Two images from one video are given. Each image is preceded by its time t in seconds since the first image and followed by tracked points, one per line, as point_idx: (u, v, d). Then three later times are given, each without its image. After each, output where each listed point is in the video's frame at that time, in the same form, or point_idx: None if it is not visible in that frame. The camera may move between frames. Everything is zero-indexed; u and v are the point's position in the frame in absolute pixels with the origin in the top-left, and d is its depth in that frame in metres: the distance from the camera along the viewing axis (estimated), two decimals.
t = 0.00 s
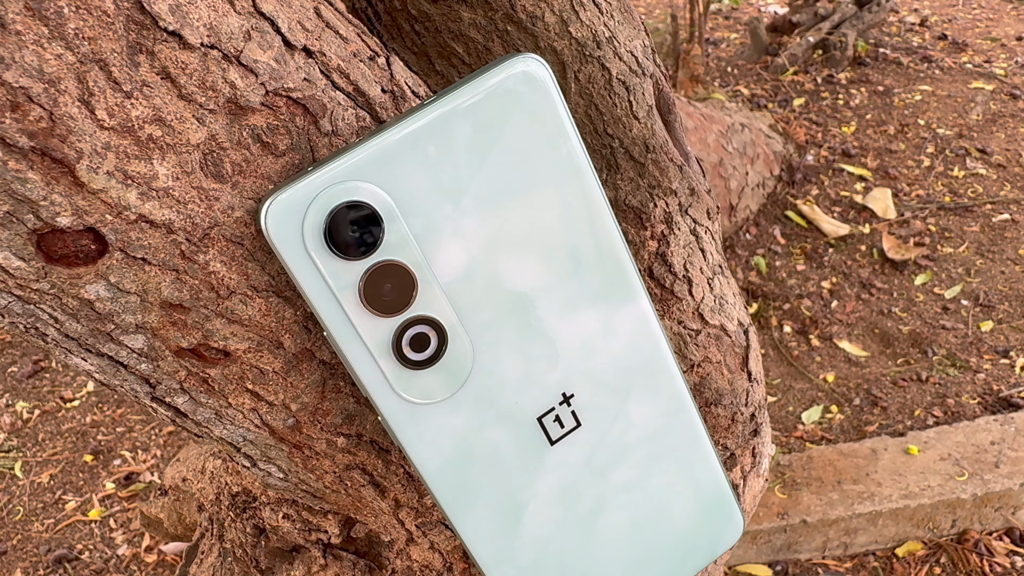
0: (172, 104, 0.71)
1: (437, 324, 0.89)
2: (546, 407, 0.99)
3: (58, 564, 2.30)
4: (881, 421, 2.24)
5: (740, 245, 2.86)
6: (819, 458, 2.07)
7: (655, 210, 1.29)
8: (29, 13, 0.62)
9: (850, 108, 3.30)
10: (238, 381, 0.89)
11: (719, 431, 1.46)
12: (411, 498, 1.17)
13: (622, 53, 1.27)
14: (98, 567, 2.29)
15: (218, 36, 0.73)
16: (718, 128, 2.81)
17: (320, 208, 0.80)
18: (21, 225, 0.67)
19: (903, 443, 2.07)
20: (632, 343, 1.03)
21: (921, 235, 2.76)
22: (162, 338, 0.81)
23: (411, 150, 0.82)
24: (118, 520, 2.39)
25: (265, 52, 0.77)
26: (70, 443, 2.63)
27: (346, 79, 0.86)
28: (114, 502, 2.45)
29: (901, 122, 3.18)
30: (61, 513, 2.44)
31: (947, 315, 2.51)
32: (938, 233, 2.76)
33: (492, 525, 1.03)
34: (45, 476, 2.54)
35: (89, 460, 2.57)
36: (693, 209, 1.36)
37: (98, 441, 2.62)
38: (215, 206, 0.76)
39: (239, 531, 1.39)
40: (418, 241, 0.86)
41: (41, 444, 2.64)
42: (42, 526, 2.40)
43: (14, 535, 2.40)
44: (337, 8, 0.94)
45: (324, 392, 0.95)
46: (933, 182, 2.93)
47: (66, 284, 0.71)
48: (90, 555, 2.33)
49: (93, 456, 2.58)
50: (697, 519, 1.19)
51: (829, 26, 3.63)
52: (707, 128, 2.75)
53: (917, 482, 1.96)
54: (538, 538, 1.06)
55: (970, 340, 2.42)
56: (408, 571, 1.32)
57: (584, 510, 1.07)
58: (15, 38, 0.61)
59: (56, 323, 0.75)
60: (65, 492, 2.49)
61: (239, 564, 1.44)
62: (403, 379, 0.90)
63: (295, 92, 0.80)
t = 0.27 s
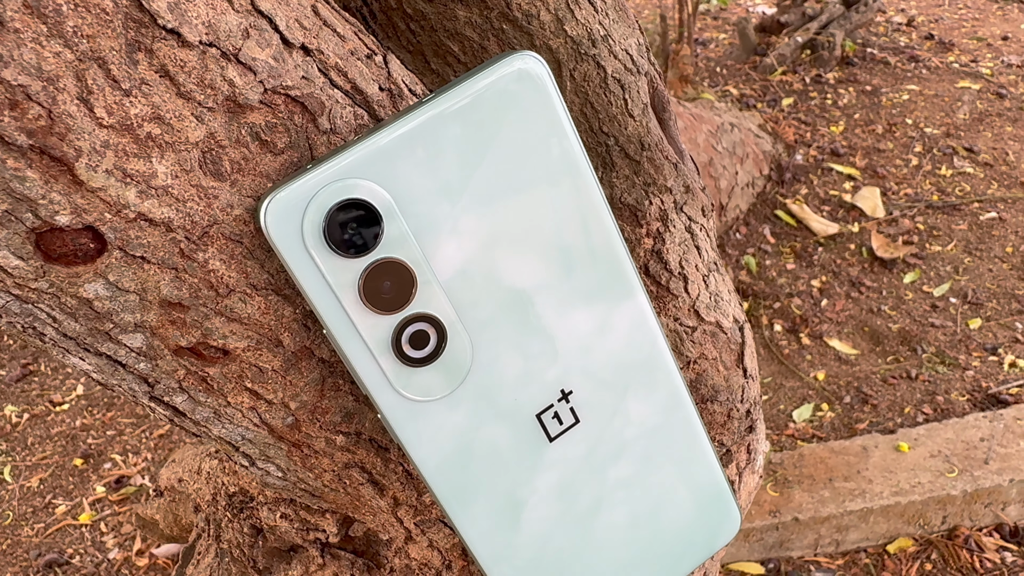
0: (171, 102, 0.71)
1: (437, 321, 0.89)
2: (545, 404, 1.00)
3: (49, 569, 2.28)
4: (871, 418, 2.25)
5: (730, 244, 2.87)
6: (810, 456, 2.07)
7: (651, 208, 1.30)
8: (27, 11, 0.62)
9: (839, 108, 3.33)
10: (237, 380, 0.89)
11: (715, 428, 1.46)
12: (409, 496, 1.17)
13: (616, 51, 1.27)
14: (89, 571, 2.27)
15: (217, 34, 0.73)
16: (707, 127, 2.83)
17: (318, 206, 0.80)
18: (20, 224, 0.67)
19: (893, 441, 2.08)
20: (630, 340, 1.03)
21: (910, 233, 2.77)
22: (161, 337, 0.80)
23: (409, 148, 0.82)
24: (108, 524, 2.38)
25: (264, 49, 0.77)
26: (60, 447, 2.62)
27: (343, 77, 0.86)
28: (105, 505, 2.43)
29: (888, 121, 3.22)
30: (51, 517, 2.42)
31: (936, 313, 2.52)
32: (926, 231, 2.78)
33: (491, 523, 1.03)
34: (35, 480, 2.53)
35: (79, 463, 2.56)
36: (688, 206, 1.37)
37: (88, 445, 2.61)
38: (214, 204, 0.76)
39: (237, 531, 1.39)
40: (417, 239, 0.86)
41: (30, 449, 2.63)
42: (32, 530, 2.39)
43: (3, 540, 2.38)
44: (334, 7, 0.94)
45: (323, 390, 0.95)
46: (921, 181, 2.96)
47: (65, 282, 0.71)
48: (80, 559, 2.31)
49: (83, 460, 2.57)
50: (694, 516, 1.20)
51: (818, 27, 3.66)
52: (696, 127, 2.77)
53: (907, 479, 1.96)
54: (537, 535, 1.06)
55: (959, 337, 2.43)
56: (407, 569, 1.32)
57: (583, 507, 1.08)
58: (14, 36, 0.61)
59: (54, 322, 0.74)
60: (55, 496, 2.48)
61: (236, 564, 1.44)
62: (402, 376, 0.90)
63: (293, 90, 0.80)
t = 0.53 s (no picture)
0: (173, 103, 0.71)
1: (438, 321, 0.89)
2: (546, 404, 1.00)
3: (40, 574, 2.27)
4: (862, 416, 2.26)
5: (721, 245, 2.87)
6: (801, 455, 2.07)
7: (648, 207, 1.30)
8: (28, 11, 0.61)
9: (827, 108, 3.36)
10: (238, 381, 0.89)
11: (713, 426, 1.47)
12: (410, 496, 1.17)
13: (613, 51, 1.28)
14: None
15: (218, 35, 0.73)
16: (698, 128, 2.84)
17: (321, 206, 0.80)
18: (21, 226, 0.66)
19: (884, 439, 2.08)
20: (630, 339, 1.04)
21: (899, 232, 2.79)
22: (162, 339, 0.80)
23: (410, 148, 0.82)
24: (99, 528, 2.37)
25: (265, 50, 0.77)
26: (49, 451, 2.61)
27: (344, 77, 0.86)
28: (96, 509, 2.42)
29: (877, 121, 3.24)
30: (42, 522, 2.41)
31: (925, 311, 2.53)
32: (915, 230, 2.79)
33: (493, 523, 1.03)
34: (25, 485, 2.51)
35: (70, 467, 2.55)
36: (686, 205, 1.37)
37: (78, 449, 2.60)
38: (215, 205, 0.76)
39: (235, 533, 1.38)
40: (419, 239, 0.86)
41: (20, 453, 2.62)
42: (23, 535, 2.38)
43: None
44: (333, 8, 0.93)
45: (324, 391, 0.95)
46: (910, 180, 2.98)
47: (66, 285, 0.71)
48: (72, 564, 2.30)
49: (73, 464, 2.56)
50: (694, 514, 1.20)
51: (806, 27, 3.69)
52: (687, 128, 2.78)
53: (899, 476, 1.97)
54: (539, 534, 1.06)
55: (948, 335, 2.45)
56: (407, 570, 1.32)
57: (584, 506, 1.08)
58: (15, 37, 0.61)
59: (54, 324, 0.74)
60: (46, 501, 2.47)
61: (234, 567, 1.43)
62: (404, 377, 0.90)
63: (294, 90, 0.80)
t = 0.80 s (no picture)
0: (174, 104, 0.71)
1: (441, 321, 0.89)
2: (547, 403, 0.99)
3: None
4: (853, 415, 2.27)
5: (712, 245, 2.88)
6: (794, 454, 2.08)
7: (646, 207, 1.29)
8: (30, 11, 0.61)
9: (816, 108, 3.39)
10: (240, 383, 0.88)
11: (712, 425, 1.47)
12: (411, 497, 1.16)
13: (611, 51, 1.28)
14: None
15: (219, 35, 0.73)
16: (688, 128, 2.85)
17: (323, 207, 0.80)
18: (21, 228, 0.66)
19: (875, 437, 2.09)
20: (632, 338, 1.04)
21: (888, 231, 2.81)
22: (164, 341, 0.80)
23: (413, 148, 0.82)
24: (91, 533, 2.36)
25: (266, 50, 0.77)
26: (39, 456, 2.59)
27: (345, 78, 0.86)
28: (86, 514, 2.41)
29: (866, 120, 3.27)
30: (32, 527, 2.39)
31: (915, 309, 2.55)
32: (904, 229, 2.81)
33: (497, 523, 1.02)
34: (14, 490, 2.50)
35: (60, 472, 2.54)
36: (683, 205, 1.37)
37: (68, 453, 2.59)
38: (217, 206, 0.76)
39: (234, 536, 1.38)
40: (421, 239, 0.85)
41: (9, 458, 2.60)
42: (13, 541, 2.36)
43: None
44: (333, 8, 0.93)
45: (326, 392, 0.95)
46: (898, 180, 3.00)
47: (67, 287, 0.71)
48: (63, 569, 2.28)
49: (64, 468, 2.54)
50: (695, 512, 1.20)
51: (794, 27, 3.72)
52: (679, 128, 2.79)
53: (890, 474, 1.98)
54: (541, 534, 1.06)
55: (938, 333, 2.46)
56: (408, 571, 1.31)
57: (586, 505, 1.08)
58: (16, 37, 0.60)
59: (55, 327, 0.73)
60: (36, 506, 2.45)
61: (233, 569, 1.42)
62: (407, 377, 0.90)
63: (296, 91, 0.80)
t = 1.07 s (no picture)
0: (175, 102, 0.70)
1: (443, 320, 0.88)
2: (549, 402, 0.99)
3: None
4: (845, 413, 2.26)
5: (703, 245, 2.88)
6: (786, 452, 2.08)
7: (644, 205, 1.29)
8: (29, 9, 0.61)
9: (805, 108, 3.40)
10: (240, 383, 0.88)
11: (711, 423, 1.47)
12: (412, 497, 1.16)
13: (609, 49, 1.27)
14: None
15: (219, 32, 0.72)
16: (679, 128, 2.85)
17: (325, 205, 0.79)
18: (21, 227, 0.65)
19: (867, 434, 2.09)
20: (632, 335, 1.04)
21: (877, 230, 2.82)
22: (164, 341, 0.79)
23: (414, 146, 0.82)
24: (81, 537, 2.34)
25: (266, 48, 0.77)
26: (29, 460, 2.57)
27: (344, 75, 0.85)
28: (77, 518, 2.39)
29: (855, 120, 3.29)
30: (22, 532, 2.37)
31: (905, 308, 2.56)
32: (893, 228, 2.82)
33: (499, 523, 1.02)
34: (3, 495, 2.48)
35: (50, 476, 2.52)
36: (681, 203, 1.37)
37: (58, 457, 2.57)
38: (218, 205, 0.75)
39: (232, 538, 1.37)
40: (423, 237, 0.85)
41: None
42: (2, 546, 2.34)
43: None
44: (331, 5, 0.93)
45: (327, 391, 0.94)
46: (887, 179, 3.01)
47: (66, 287, 0.70)
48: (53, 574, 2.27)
49: (54, 472, 2.53)
50: (695, 510, 1.20)
51: (783, 27, 3.74)
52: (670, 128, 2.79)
53: (881, 471, 1.98)
54: (543, 533, 1.05)
55: (928, 332, 2.46)
56: (408, 572, 1.30)
57: (588, 503, 1.07)
58: (16, 35, 0.60)
59: (53, 327, 0.73)
60: (26, 510, 2.43)
61: (232, 570, 1.42)
62: (409, 376, 0.89)
63: (296, 89, 0.79)
